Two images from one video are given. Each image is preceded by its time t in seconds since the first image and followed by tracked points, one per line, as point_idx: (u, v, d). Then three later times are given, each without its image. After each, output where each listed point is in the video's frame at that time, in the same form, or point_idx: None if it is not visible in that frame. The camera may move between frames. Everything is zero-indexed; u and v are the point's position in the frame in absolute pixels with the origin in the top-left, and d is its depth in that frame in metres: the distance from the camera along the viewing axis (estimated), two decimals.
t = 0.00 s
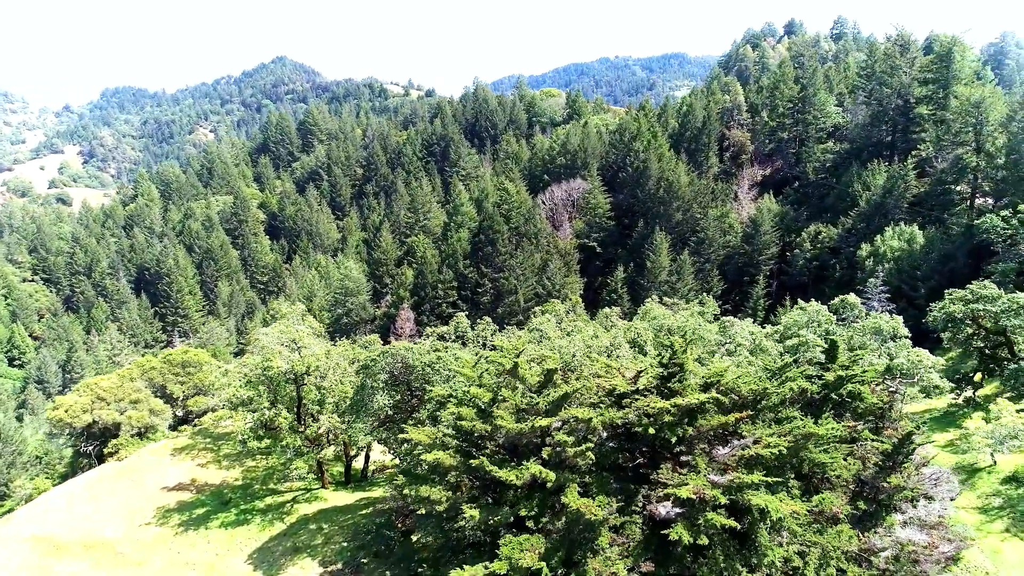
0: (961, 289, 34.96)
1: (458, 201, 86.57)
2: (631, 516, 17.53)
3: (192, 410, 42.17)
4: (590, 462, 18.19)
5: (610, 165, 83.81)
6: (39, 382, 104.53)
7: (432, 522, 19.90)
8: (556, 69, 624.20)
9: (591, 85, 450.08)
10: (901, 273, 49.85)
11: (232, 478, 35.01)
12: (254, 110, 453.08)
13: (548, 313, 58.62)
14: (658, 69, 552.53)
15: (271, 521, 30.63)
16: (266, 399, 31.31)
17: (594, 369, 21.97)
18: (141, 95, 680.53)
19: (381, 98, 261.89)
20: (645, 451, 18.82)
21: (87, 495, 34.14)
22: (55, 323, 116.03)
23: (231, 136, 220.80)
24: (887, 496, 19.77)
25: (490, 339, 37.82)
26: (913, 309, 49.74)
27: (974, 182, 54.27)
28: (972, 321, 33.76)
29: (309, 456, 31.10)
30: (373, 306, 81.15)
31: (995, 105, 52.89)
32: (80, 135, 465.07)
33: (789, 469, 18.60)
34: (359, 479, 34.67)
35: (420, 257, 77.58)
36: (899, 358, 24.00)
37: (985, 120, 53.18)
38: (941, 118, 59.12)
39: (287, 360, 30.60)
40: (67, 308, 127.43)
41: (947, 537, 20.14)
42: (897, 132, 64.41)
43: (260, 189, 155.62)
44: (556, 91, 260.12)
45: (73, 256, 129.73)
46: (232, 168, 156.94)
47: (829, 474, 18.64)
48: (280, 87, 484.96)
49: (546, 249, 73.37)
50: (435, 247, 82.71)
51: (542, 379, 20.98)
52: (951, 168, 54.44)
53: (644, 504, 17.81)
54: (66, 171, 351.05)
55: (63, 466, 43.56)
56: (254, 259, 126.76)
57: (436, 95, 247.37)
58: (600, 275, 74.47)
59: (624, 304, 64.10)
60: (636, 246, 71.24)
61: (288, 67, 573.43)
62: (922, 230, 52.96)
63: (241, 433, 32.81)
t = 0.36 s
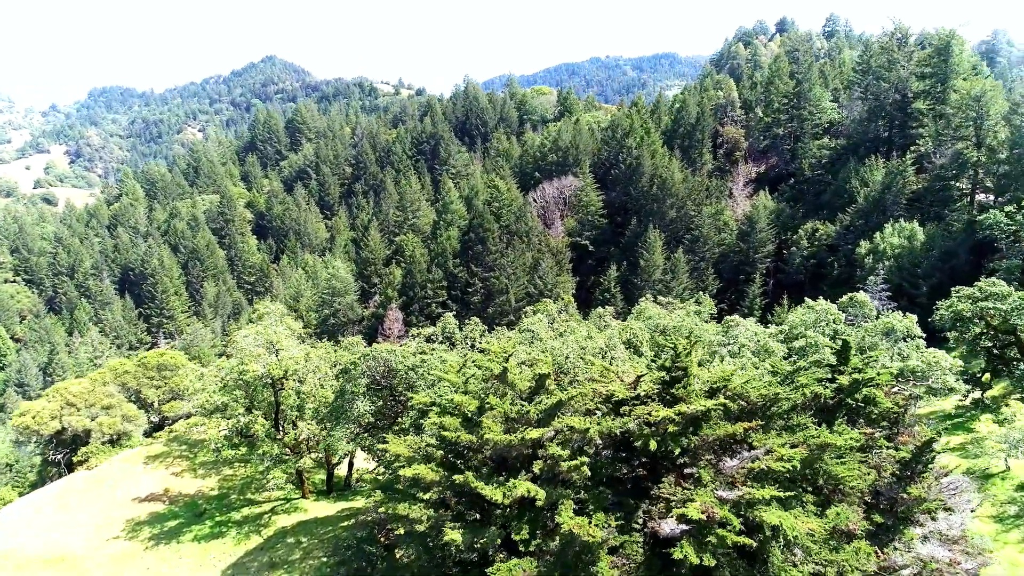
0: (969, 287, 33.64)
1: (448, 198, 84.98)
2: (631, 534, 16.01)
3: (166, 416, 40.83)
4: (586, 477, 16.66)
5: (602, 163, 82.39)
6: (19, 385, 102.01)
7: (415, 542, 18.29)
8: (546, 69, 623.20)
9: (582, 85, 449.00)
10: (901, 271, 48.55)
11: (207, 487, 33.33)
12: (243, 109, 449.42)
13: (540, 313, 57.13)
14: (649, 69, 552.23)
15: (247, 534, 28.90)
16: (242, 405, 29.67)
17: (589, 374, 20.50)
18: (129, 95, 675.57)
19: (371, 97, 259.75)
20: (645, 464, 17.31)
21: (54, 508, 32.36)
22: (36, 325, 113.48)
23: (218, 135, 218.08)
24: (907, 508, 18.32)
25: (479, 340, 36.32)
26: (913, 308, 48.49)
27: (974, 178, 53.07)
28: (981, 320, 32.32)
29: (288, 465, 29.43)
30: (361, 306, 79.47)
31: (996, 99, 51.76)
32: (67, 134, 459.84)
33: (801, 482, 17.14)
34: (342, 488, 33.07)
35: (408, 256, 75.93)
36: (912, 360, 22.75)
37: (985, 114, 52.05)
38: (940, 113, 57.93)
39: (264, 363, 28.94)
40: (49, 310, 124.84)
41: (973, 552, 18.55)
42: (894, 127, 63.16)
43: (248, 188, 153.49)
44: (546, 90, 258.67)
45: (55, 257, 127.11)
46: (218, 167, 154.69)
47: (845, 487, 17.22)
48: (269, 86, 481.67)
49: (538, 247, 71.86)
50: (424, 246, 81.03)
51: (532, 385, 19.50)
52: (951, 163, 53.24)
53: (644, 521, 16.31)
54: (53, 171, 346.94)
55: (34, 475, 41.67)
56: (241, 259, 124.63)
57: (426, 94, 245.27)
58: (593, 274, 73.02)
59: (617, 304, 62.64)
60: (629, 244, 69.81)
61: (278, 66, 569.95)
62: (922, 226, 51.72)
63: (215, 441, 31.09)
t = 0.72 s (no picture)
0: (986, 286, 31.75)
1: (443, 196, 83.29)
2: (641, 561, 14.57)
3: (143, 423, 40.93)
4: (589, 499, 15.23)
5: (599, 160, 80.73)
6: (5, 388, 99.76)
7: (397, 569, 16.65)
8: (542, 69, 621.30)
9: (577, 84, 447.16)
10: (909, 270, 47.03)
11: (186, 499, 31.53)
12: (238, 109, 446.52)
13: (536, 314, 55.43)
14: (645, 69, 550.79)
15: (226, 550, 27.04)
16: (220, 412, 27.85)
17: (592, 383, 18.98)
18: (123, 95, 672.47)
19: (366, 97, 257.65)
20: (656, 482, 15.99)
21: (24, 520, 30.54)
22: (22, 325, 111.19)
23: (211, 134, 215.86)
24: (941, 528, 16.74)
25: (474, 343, 34.68)
26: (922, 308, 46.90)
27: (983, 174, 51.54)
28: (1000, 321, 30.39)
29: (269, 477, 27.69)
30: (354, 307, 77.73)
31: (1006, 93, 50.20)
32: (59, 134, 456.43)
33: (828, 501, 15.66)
34: (328, 499, 31.27)
35: (402, 255, 74.21)
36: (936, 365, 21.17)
37: (995, 109, 50.52)
38: (947, 108, 56.40)
39: (242, 369, 27.11)
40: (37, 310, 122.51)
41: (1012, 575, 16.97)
42: (899, 123, 61.61)
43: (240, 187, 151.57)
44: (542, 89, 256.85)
45: (43, 256, 124.77)
46: (210, 166, 152.71)
47: (875, 508, 15.72)
48: (264, 85, 479.43)
49: (535, 246, 70.17)
50: (418, 245, 79.30)
51: (529, 395, 17.95)
52: (959, 159, 51.73)
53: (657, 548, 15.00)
54: (45, 171, 343.92)
55: (8, 485, 39.88)
56: (233, 259, 122.66)
57: (421, 93, 243.24)
58: (590, 274, 71.38)
59: (616, 304, 60.98)
60: (628, 243, 68.18)
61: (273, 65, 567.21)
62: (930, 223, 50.18)
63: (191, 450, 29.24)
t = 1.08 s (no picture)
0: (1008, 287, 30.29)
1: (439, 195, 81.65)
2: None
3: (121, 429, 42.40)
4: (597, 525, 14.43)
5: (599, 158, 79.15)
6: None
7: None
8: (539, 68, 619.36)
9: (576, 83, 445.32)
10: (921, 270, 45.47)
11: (166, 512, 29.91)
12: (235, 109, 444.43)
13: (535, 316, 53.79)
14: (643, 69, 549.30)
15: (206, 567, 25.26)
16: (200, 421, 26.26)
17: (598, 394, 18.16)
18: (121, 95, 670.63)
19: (364, 96, 255.91)
20: (666, 503, 15.37)
21: None
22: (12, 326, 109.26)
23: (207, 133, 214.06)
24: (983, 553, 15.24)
25: (470, 346, 33.14)
26: (934, 309, 45.36)
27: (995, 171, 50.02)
28: None
29: (252, 490, 25.99)
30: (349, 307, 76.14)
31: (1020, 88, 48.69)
32: (56, 134, 454.23)
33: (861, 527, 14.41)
34: (315, 511, 29.65)
35: (398, 255, 72.63)
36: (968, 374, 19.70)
37: (1009, 104, 48.98)
38: (958, 104, 54.86)
39: (223, 375, 25.46)
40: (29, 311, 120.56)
41: None
42: (907, 119, 60.13)
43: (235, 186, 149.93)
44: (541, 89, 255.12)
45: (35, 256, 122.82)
46: (205, 165, 150.94)
47: (911, 533, 14.34)
48: (261, 85, 477.49)
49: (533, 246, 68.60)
50: (414, 244, 77.65)
51: (529, 408, 17.11)
52: (971, 156, 50.20)
53: None
54: (41, 171, 341.86)
55: None
56: (227, 258, 120.92)
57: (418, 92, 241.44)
58: (590, 274, 69.83)
59: (617, 305, 59.44)
60: (629, 242, 66.57)
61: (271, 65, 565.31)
62: (941, 222, 48.63)
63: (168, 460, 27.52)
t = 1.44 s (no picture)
0: None
1: (434, 194, 80.04)
2: None
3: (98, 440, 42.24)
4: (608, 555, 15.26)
5: (597, 156, 77.61)
6: None
7: None
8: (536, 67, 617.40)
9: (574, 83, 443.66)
10: (930, 270, 44.10)
11: (142, 527, 28.26)
12: (231, 108, 441.83)
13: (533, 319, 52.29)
14: (641, 68, 547.68)
15: None
16: (173, 434, 24.41)
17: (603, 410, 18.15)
18: (117, 95, 667.97)
19: (360, 95, 253.86)
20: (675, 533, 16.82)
21: None
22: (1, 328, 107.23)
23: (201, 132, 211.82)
24: None
25: (464, 352, 31.67)
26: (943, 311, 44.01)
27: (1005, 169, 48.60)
28: None
29: (230, 507, 24.37)
30: (342, 309, 74.59)
31: None
32: (50, 134, 451.39)
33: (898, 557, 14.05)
34: (300, 528, 28.07)
35: (392, 255, 71.11)
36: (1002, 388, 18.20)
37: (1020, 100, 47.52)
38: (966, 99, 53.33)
39: (199, 386, 23.71)
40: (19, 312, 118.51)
41: None
42: (912, 115, 58.70)
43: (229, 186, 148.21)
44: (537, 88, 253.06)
45: (24, 256, 120.78)
46: (198, 165, 149.14)
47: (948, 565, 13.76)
48: (257, 84, 475.26)
49: (530, 246, 67.11)
50: (409, 244, 76.08)
51: (525, 428, 18.11)
52: (980, 153, 48.76)
53: None
54: (35, 172, 339.05)
55: None
56: (220, 259, 119.14)
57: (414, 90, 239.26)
58: (589, 275, 68.37)
59: (616, 307, 58.02)
60: (628, 242, 65.11)
61: (267, 64, 562.53)
62: (951, 221, 47.19)
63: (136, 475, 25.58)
